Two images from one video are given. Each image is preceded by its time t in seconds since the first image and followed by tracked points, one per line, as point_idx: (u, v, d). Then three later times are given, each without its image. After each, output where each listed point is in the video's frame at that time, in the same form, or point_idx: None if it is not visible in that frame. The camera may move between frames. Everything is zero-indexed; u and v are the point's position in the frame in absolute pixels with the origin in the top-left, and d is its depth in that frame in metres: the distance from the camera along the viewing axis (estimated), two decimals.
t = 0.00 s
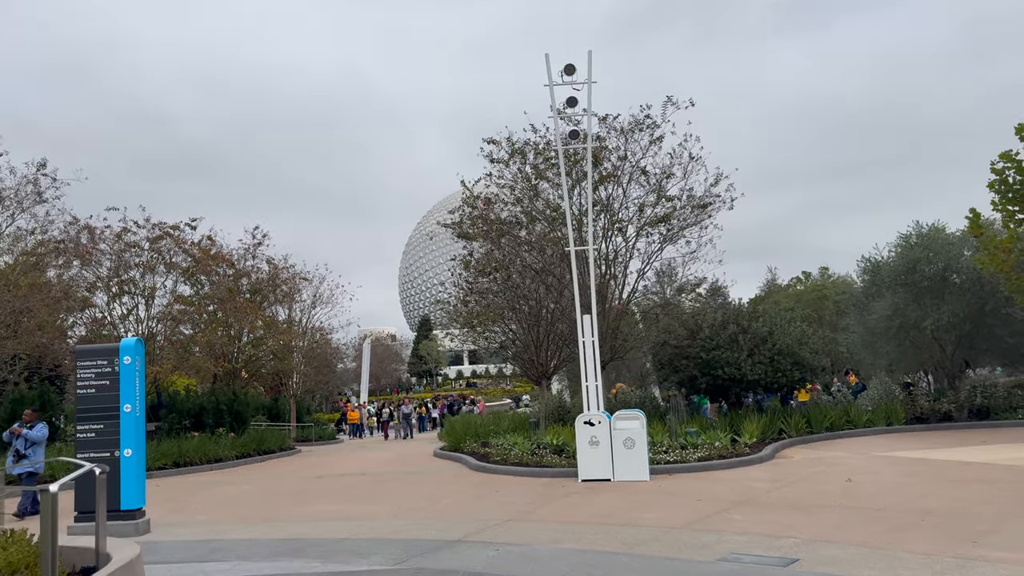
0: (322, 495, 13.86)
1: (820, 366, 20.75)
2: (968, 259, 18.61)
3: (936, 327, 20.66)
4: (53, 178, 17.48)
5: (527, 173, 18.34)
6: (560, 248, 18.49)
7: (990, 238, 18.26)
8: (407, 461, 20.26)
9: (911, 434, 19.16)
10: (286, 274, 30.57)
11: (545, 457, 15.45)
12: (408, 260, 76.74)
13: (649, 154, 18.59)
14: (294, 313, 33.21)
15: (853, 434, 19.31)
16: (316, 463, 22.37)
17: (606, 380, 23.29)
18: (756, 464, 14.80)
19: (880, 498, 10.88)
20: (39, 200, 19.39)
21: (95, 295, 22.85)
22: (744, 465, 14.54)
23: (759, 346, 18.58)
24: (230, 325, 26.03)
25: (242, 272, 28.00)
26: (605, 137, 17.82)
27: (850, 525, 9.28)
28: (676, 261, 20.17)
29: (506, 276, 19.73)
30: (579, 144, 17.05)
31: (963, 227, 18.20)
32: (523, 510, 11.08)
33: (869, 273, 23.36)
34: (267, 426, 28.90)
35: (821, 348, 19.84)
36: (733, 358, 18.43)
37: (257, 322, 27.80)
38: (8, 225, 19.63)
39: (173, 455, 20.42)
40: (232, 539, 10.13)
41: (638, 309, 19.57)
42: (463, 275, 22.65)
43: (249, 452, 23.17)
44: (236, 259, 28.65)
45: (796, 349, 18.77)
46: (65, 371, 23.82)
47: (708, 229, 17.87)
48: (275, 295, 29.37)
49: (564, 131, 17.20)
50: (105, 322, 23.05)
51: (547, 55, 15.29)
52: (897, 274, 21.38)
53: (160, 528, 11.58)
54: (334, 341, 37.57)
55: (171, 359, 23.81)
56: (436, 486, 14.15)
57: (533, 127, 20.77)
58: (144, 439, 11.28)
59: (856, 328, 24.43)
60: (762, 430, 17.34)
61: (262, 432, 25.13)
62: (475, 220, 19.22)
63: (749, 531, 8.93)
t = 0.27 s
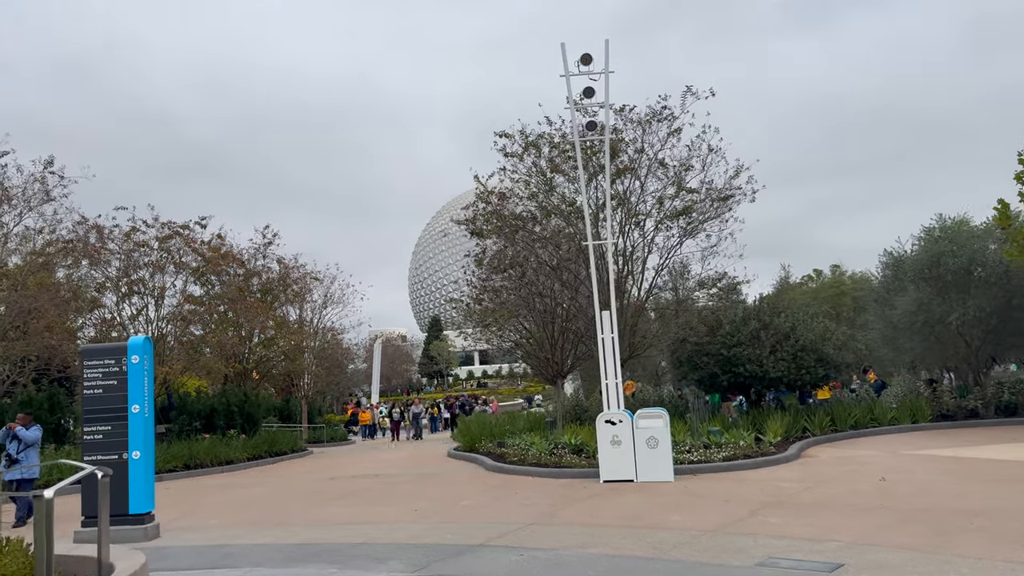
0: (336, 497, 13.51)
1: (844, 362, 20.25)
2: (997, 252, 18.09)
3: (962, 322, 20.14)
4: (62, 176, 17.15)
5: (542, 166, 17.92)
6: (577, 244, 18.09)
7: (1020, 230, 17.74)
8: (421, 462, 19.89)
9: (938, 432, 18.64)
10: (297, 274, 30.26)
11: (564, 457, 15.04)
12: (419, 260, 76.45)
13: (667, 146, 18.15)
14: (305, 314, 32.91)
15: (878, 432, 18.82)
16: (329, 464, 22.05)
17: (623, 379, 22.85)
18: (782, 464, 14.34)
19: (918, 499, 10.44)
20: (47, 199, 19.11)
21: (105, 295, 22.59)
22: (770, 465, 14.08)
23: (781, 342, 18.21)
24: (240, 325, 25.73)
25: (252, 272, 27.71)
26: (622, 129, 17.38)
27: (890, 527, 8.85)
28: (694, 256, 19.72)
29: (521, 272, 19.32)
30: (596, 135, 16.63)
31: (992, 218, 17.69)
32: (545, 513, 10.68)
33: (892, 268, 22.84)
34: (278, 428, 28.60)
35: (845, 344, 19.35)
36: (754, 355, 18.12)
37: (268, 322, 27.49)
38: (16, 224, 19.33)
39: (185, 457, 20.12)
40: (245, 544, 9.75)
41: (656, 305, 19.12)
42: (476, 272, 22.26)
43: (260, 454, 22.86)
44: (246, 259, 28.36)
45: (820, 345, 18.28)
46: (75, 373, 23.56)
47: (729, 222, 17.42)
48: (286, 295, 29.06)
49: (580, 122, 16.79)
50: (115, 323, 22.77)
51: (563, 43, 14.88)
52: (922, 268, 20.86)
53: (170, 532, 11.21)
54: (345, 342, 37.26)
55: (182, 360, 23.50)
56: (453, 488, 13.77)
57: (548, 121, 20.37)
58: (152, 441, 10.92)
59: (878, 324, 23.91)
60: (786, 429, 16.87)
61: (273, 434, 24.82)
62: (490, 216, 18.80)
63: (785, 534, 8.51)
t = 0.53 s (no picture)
0: (344, 506, 13.13)
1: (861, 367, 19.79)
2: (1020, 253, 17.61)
3: (983, 325, 19.63)
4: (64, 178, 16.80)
5: (552, 167, 17.53)
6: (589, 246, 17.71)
7: None
8: (430, 470, 19.50)
9: (960, 438, 18.17)
10: (303, 279, 29.93)
11: (578, 464, 14.63)
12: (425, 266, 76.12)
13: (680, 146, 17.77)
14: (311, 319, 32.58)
15: (898, 438, 18.36)
16: (337, 472, 21.67)
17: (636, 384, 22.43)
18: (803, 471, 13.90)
19: (949, 508, 10.01)
20: (49, 202, 18.81)
21: (108, 301, 22.27)
22: (791, 472, 13.66)
23: (799, 346, 17.71)
24: (246, 331, 25.40)
25: (258, 277, 27.39)
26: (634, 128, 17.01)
27: (925, 538, 8.43)
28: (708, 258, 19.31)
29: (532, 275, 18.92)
30: (608, 135, 16.26)
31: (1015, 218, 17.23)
32: (561, 523, 10.27)
33: (909, 270, 22.34)
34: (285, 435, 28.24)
35: (863, 347, 18.90)
36: (771, 359, 17.62)
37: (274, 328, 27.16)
38: (17, 228, 18.99)
39: (190, 464, 19.78)
40: (250, 557, 9.37)
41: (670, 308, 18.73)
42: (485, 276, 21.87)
43: (267, 462, 22.51)
44: (252, 264, 28.05)
45: (838, 349, 17.84)
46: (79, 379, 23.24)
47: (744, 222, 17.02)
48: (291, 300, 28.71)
49: (592, 122, 16.42)
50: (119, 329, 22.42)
51: (575, 40, 14.52)
52: (940, 270, 20.39)
53: (173, 544, 10.84)
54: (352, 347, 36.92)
55: (187, 366, 23.16)
56: (464, 497, 13.37)
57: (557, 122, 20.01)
58: (154, 449, 10.56)
59: (895, 327, 23.43)
60: (804, 435, 16.42)
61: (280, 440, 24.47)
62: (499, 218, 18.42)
63: (815, 547, 8.10)
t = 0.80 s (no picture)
0: (344, 515, 12.71)
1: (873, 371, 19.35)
2: None
3: (997, 328, 19.19)
4: (59, 179, 16.39)
5: (557, 166, 17.14)
6: (595, 247, 17.31)
7: None
8: (433, 476, 19.07)
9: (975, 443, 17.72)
10: (303, 283, 29.53)
11: (586, 471, 14.21)
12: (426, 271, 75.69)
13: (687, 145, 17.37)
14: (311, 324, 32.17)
15: (912, 444, 17.92)
16: (337, 479, 21.24)
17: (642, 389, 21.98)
18: (818, 478, 13.46)
19: (976, 517, 9.60)
20: (44, 204, 18.45)
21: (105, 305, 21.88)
22: (806, 479, 13.23)
23: (810, 349, 17.28)
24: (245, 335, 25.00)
25: (257, 280, 26.99)
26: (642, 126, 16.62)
27: (956, 549, 8.02)
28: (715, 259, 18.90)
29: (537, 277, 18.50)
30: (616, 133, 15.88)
31: None
32: (572, 533, 9.85)
33: (920, 272, 21.91)
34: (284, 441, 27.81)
35: (874, 351, 18.48)
36: (781, 363, 17.18)
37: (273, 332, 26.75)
38: (12, 230, 18.63)
39: (187, 471, 19.36)
40: (247, 569, 8.95)
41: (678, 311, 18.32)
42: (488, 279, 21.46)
43: (266, 468, 22.09)
44: (251, 267, 27.65)
45: (850, 353, 17.42)
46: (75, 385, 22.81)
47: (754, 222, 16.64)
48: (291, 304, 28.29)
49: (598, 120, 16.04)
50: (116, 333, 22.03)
51: (582, 35, 14.15)
52: (953, 273, 19.96)
53: (166, 555, 10.42)
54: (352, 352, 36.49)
55: (185, 371, 22.76)
56: (468, 505, 12.95)
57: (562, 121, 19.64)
58: (147, 456, 10.14)
59: (906, 331, 22.99)
60: (817, 441, 15.98)
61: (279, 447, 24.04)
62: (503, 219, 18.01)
63: (842, 559, 7.69)
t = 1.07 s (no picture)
0: (342, 527, 12.27)
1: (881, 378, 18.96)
2: None
3: (1009, 335, 18.82)
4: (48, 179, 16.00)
5: (560, 168, 16.74)
6: (598, 251, 16.91)
7: None
8: (432, 486, 18.61)
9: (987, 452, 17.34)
10: (298, 288, 29.09)
11: (591, 480, 13.80)
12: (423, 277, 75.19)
13: (693, 146, 17.01)
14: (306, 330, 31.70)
15: (923, 452, 17.53)
16: (334, 488, 20.77)
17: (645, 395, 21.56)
18: (831, 488, 13.06)
19: (1002, 530, 9.22)
20: (34, 206, 18.03)
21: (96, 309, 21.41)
22: (819, 489, 12.83)
23: (819, 356, 16.89)
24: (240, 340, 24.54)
25: (252, 285, 26.55)
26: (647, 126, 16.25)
27: (987, 564, 7.63)
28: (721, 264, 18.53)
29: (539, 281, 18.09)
30: (621, 133, 15.51)
31: None
32: (580, 546, 9.44)
33: (928, 277, 21.54)
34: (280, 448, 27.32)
35: (883, 357, 18.10)
36: (790, 370, 16.76)
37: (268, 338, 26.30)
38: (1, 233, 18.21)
39: (180, 480, 18.89)
40: None
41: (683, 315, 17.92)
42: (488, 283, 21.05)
43: (262, 476, 21.62)
44: (246, 272, 27.21)
45: (860, 359, 17.04)
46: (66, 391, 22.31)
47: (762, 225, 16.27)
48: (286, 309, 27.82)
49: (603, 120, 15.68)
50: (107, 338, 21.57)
51: (587, 33, 13.81)
52: (963, 278, 19.61)
53: (156, 569, 9.97)
54: (348, 359, 36.00)
55: (178, 377, 22.30)
56: (471, 516, 12.53)
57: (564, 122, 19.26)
58: (135, 465, 9.70)
59: (913, 337, 22.61)
60: (827, 449, 15.58)
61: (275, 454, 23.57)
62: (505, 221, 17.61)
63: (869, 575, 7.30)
